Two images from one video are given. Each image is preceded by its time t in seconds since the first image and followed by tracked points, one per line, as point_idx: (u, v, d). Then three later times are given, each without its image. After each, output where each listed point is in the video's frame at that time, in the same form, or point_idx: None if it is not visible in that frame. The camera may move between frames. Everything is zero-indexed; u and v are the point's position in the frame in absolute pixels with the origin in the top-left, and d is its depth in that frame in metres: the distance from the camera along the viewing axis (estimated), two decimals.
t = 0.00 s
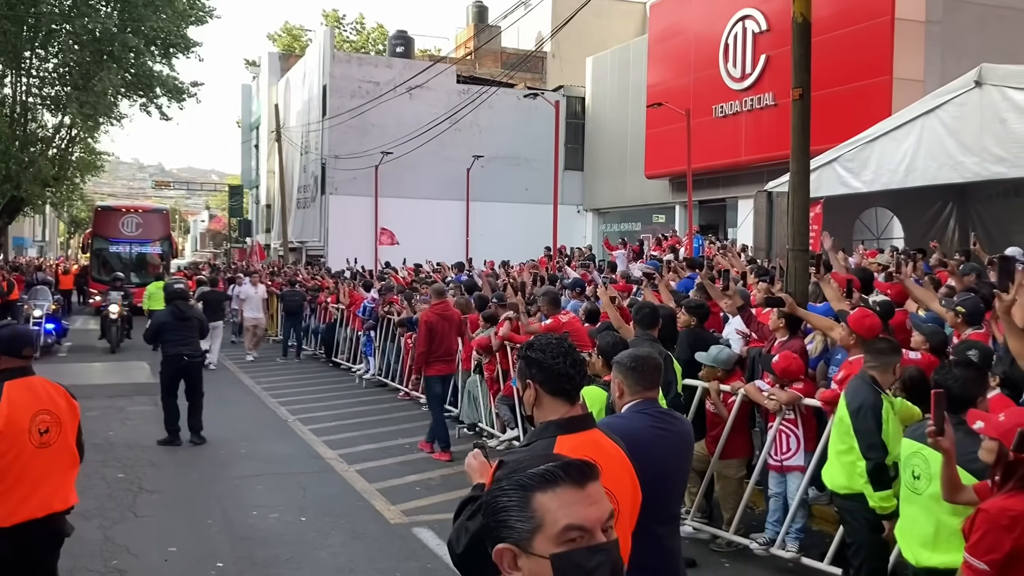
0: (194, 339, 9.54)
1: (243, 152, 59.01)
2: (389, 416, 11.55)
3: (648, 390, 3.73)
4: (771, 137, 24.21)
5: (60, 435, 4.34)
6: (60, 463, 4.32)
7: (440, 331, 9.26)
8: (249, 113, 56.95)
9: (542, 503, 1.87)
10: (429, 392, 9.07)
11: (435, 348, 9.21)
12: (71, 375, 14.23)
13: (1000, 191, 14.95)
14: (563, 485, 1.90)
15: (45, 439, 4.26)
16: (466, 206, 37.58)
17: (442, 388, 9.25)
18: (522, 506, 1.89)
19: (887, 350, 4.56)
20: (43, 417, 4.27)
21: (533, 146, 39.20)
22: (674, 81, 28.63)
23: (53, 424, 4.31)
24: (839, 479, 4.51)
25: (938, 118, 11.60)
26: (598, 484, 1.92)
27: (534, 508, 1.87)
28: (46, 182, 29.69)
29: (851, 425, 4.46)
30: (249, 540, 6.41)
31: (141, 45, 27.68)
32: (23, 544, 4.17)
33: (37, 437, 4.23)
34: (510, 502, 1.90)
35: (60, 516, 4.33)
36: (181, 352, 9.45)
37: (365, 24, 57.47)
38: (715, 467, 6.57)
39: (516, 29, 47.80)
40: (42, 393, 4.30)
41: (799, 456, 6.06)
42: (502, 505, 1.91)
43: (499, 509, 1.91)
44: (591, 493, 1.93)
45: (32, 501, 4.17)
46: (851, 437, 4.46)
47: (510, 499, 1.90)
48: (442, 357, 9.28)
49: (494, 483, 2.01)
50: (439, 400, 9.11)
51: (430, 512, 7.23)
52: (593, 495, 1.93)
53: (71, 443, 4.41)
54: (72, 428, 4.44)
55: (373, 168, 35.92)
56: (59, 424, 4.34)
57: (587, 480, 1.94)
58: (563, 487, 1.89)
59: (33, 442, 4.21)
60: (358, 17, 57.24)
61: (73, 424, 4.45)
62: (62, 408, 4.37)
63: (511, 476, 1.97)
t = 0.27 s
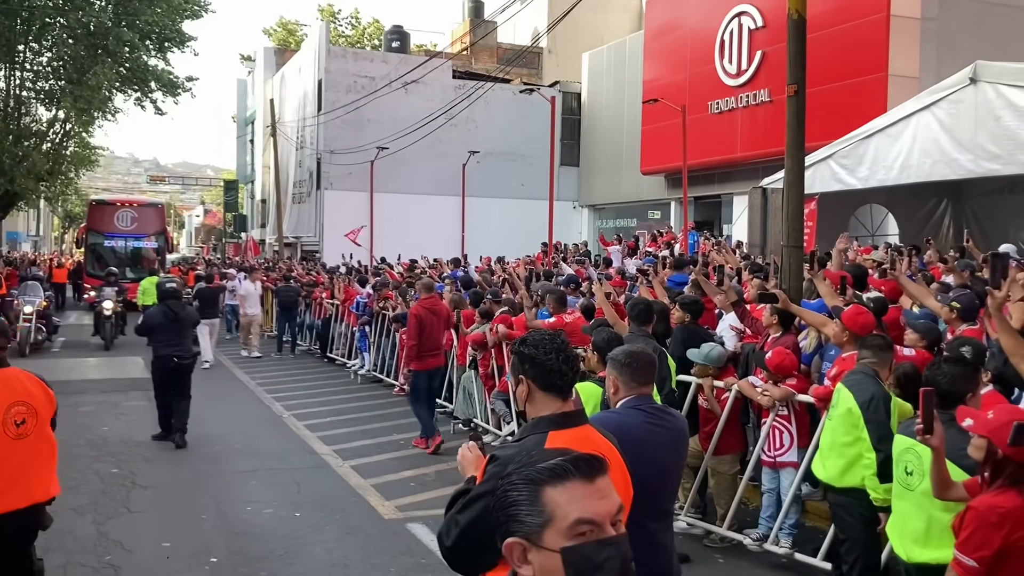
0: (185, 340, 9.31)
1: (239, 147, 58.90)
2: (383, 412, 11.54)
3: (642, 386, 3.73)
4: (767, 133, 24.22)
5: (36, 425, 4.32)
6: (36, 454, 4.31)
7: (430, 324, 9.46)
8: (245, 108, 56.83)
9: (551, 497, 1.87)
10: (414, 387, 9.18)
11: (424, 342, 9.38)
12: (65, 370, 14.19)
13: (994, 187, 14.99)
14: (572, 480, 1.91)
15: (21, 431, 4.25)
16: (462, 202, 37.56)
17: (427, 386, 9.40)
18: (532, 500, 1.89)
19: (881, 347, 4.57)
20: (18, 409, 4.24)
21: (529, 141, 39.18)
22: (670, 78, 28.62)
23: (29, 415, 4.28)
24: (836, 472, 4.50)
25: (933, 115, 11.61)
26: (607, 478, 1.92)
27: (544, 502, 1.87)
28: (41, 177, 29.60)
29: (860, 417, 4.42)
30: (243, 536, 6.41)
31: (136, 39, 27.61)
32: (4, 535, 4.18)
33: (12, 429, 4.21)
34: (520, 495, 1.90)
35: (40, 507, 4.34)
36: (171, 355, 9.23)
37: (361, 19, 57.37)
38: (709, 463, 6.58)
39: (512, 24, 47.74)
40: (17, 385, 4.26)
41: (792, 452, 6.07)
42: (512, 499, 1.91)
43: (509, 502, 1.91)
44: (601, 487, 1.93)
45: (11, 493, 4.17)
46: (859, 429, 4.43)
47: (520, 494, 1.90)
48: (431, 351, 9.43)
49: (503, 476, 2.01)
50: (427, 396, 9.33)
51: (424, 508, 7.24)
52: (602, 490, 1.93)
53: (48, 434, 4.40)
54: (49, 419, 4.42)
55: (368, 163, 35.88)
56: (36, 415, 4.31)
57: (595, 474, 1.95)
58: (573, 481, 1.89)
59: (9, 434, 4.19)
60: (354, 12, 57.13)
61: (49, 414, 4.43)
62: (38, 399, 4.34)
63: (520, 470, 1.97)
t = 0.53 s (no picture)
0: (175, 335, 9.05)
1: (234, 142, 58.73)
2: (379, 408, 11.52)
3: (641, 381, 3.71)
4: (763, 130, 24.22)
5: (44, 420, 4.32)
6: (42, 450, 4.31)
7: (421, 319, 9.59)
8: (240, 103, 56.67)
9: (555, 490, 1.85)
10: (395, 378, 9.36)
11: (412, 338, 9.50)
12: (61, 366, 14.15)
13: (991, 184, 15.01)
14: (577, 474, 1.89)
15: (32, 425, 4.24)
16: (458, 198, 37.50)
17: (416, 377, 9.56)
18: (534, 493, 1.87)
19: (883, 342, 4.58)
20: (31, 404, 4.23)
21: (525, 138, 39.12)
22: (666, 73, 28.59)
23: (39, 410, 4.28)
24: (841, 466, 4.47)
25: (930, 112, 11.62)
26: (610, 473, 1.91)
27: (546, 496, 1.85)
28: (35, 171, 29.48)
29: (870, 413, 4.42)
30: (239, 532, 6.39)
31: (131, 33, 27.50)
32: (13, 529, 4.13)
33: (24, 423, 4.20)
34: (522, 489, 1.88)
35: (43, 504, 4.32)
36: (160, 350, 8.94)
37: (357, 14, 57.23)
38: (705, 459, 6.57)
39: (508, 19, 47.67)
40: (30, 379, 4.27)
41: (789, 448, 6.07)
42: (514, 492, 1.89)
43: (511, 495, 1.89)
44: (604, 481, 1.91)
45: (24, 485, 4.15)
46: (869, 425, 4.42)
47: (523, 486, 1.88)
48: (418, 347, 9.56)
49: (505, 470, 1.99)
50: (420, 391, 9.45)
51: (420, 504, 7.22)
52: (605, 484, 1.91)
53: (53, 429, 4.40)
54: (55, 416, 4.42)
55: (364, 159, 35.80)
56: (45, 410, 4.31)
57: (599, 468, 1.92)
58: (578, 474, 1.87)
59: (21, 428, 4.18)
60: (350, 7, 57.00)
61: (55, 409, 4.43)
62: (48, 394, 4.35)
63: (523, 463, 1.95)
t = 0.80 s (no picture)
0: (157, 337, 8.81)
1: (231, 139, 58.69)
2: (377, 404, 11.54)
3: (638, 377, 3.72)
4: (760, 126, 24.25)
5: (64, 414, 4.30)
6: (62, 442, 4.27)
7: (408, 314, 9.73)
8: (237, 99, 56.64)
9: (551, 489, 1.86)
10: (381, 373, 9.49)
11: (401, 333, 9.64)
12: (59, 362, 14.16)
13: (987, 181, 15.05)
14: (573, 472, 1.90)
15: (53, 416, 4.22)
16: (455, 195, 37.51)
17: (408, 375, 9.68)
18: (530, 492, 1.89)
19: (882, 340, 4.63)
20: (51, 393, 4.23)
21: (522, 134, 39.11)
22: (664, 70, 28.60)
23: (59, 401, 4.27)
24: (843, 463, 4.47)
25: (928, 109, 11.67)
26: (606, 471, 1.91)
27: (543, 492, 1.86)
28: (31, 168, 29.46)
29: (873, 409, 4.45)
30: (236, 528, 6.40)
31: (128, 29, 27.48)
32: (35, 518, 4.07)
33: (46, 412, 4.18)
34: (518, 486, 1.90)
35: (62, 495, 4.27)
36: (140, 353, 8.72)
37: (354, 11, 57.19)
38: (703, 454, 6.59)
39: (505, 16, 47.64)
40: (49, 370, 4.29)
41: (786, 444, 6.09)
42: (510, 490, 1.91)
43: (507, 493, 1.91)
44: (599, 480, 1.92)
45: (45, 473, 4.11)
46: (872, 421, 4.44)
47: (519, 484, 1.90)
48: (407, 341, 9.69)
49: (502, 467, 2.01)
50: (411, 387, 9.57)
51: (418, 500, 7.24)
52: (601, 481, 1.92)
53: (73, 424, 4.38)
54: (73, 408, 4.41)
55: (361, 155, 35.79)
56: (64, 402, 4.30)
57: (594, 466, 1.93)
58: (574, 473, 1.88)
59: (43, 417, 4.15)
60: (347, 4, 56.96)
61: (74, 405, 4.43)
62: (67, 387, 4.36)
63: (520, 460, 1.97)
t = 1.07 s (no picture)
0: (142, 332, 8.67)
1: (229, 136, 58.61)
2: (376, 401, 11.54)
3: (635, 374, 3.73)
4: (759, 124, 24.24)
5: (82, 404, 4.30)
6: (83, 431, 4.27)
7: (394, 311, 9.78)
8: (235, 97, 56.55)
9: (545, 486, 1.87)
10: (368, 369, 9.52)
11: (385, 328, 9.66)
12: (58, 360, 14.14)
13: (985, 179, 15.06)
14: (566, 470, 1.91)
15: (72, 405, 4.21)
16: (454, 193, 37.49)
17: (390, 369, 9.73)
18: (522, 489, 1.89)
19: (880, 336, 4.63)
20: (68, 383, 4.22)
21: (521, 132, 39.08)
22: (662, 68, 28.58)
23: (77, 391, 4.27)
24: (845, 461, 4.48)
25: (927, 106, 11.68)
26: (599, 468, 1.93)
27: (535, 490, 1.88)
28: (30, 165, 29.42)
29: (876, 408, 4.47)
30: (235, 526, 6.40)
31: (126, 26, 27.43)
32: (62, 508, 4.07)
33: (65, 401, 4.18)
34: (510, 485, 1.90)
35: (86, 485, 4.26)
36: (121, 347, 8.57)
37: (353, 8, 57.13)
38: (702, 452, 6.59)
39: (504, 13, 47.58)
40: (65, 361, 4.29)
41: (785, 441, 6.10)
42: (502, 488, 1.91)
43: (498, 492, 1.91)
44: (591, 477, 1.93)
45: (69, 463, 4.11)
46: (874, 419, 4.47)
47: (511, 483, 1.90)
48: (391, 338, 9.74)
49: (492, 465, 2.01)
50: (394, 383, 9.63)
51: (418, 497, 7.24)
52: (594, 477, 1.94)
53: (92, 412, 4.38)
54: (90, 399, 4.41)
55: (360, 153, 35.77)
56: (81, 392, 4.30)
57: (586, 462, 1.95)
58: (566, 471, 1.89)
59: (64, 406, 4.15)
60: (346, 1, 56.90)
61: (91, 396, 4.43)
62: (82, 377, 4.35)
63: (511, 458, 1.97)
